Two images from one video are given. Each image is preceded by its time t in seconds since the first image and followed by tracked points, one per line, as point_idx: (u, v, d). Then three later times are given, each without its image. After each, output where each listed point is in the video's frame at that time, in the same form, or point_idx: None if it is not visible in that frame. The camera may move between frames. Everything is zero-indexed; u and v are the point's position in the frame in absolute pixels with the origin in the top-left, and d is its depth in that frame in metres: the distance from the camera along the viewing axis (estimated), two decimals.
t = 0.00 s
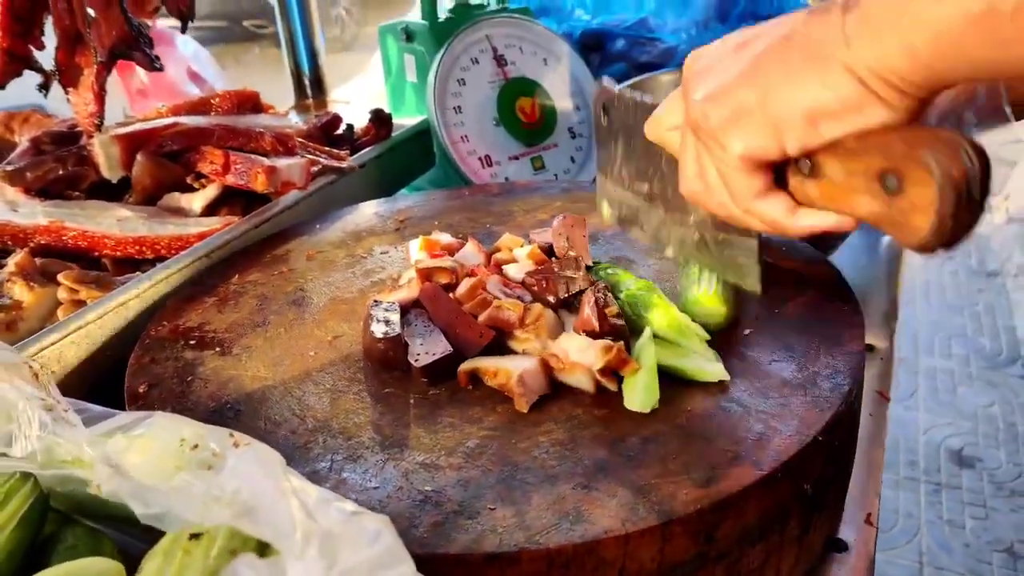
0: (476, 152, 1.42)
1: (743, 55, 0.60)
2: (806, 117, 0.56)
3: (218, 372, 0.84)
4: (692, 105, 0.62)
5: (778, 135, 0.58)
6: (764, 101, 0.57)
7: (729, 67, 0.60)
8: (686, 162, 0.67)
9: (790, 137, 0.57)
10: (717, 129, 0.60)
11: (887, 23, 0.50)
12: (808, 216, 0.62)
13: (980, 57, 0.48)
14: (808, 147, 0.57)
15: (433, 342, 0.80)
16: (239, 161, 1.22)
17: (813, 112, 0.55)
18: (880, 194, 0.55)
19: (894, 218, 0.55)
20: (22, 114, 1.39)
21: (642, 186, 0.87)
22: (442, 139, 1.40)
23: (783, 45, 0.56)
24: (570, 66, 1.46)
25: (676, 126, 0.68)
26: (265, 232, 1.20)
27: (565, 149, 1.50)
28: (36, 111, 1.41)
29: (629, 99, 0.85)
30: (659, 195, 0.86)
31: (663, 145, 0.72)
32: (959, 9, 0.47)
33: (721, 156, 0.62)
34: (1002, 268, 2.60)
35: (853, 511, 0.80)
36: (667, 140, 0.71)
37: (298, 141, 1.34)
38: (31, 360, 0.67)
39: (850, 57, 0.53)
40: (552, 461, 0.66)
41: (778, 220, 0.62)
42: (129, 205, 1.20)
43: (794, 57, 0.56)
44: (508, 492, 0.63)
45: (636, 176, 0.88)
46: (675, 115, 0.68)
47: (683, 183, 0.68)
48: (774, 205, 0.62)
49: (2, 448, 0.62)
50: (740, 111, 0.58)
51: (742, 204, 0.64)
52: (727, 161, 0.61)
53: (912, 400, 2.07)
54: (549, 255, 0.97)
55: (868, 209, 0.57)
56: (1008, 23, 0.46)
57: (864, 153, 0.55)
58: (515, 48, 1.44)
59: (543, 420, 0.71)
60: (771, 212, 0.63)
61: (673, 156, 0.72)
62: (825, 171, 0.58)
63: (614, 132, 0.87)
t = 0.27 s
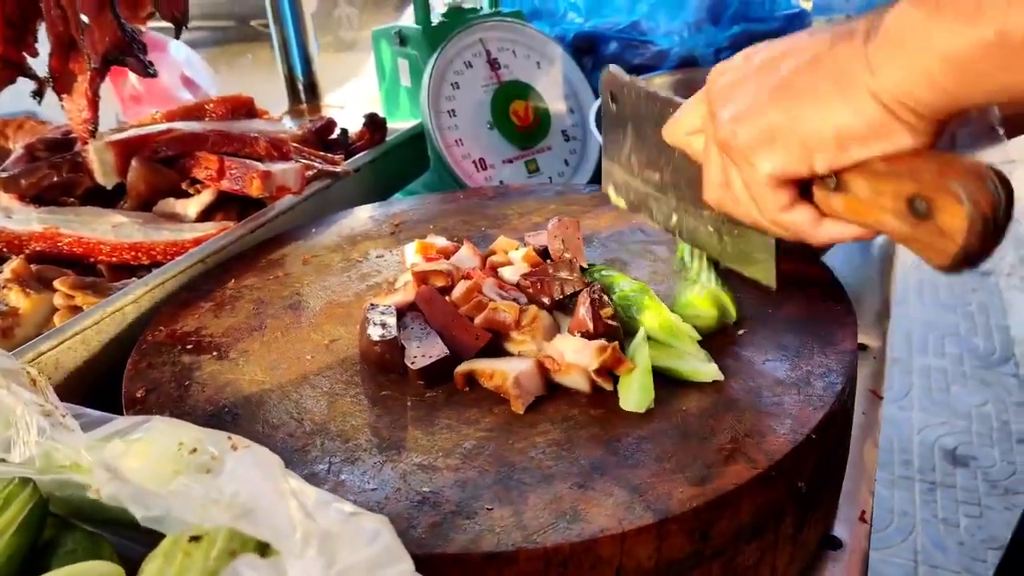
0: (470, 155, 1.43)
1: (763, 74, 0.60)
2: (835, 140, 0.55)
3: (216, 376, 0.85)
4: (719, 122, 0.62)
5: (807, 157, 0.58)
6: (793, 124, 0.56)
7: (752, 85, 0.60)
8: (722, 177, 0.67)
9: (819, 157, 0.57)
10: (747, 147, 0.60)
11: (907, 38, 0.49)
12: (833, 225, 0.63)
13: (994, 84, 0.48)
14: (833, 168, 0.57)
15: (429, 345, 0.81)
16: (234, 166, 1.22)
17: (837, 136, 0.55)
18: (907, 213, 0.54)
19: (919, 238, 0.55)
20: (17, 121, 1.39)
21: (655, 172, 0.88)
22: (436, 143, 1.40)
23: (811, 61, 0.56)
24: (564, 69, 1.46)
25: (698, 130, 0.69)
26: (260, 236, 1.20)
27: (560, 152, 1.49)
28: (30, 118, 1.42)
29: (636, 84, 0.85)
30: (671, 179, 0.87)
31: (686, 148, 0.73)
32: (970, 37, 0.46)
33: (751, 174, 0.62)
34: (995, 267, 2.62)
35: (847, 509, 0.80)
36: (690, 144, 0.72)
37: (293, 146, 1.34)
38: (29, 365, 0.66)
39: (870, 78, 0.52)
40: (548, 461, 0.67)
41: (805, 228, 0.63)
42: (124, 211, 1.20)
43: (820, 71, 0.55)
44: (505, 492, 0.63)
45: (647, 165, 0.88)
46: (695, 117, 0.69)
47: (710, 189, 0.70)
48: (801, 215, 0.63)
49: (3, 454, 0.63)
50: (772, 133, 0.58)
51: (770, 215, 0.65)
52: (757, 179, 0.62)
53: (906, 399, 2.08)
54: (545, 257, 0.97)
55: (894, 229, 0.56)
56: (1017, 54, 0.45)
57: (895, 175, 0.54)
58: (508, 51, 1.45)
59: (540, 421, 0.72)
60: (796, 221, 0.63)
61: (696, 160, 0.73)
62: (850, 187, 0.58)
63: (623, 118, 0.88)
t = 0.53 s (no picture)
0: (467, 155, 1.43)
1: (781, 125, 0.61)
2: (858, 186, 0.56)
3: (213, 375, 0.85)
4: (740, 167, 0.62)
5: (830, 201, 0.58)
6: (817, 170, 0.57)
7: (772, 132, 0.61)
8: (740, 220, 0.67)
9: (843, 201, 0.58)
10: (770, 191, 0.61)
11: (920, 91, 0.51)
12: (853, 260, 0.64)
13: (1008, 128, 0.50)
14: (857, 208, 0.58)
15: (426, 344, 0.81)
16: (231, 165, 1.22)
17: (863, 183, 0.56)
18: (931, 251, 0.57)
19: (944, 273, 0.58)
20: (12, 120, 1.39)
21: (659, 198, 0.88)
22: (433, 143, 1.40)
23: (830, 106, 0.57)
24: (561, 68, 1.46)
25: (711, 166, 0.68)
26: (257, 236, 1.20)
27: (556, 153, 1.50)
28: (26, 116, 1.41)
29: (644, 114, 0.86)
30: (678, 209, 0.87)
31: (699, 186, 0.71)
32: (981, 87, 0.49)
33: (773, 215, 0.62)
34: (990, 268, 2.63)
35: (842, 506, 0.81)
36: (704, 181, 0.70)
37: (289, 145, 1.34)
38: (27, 363, 0.65)
39: (888, 128, 0.53)
40: (545, 459, 0.67)
41: (828, 265, 0.64)
42: (120, 210, 1.20)
43: (840, 118, 0.56)
44: (502, 489, 0.63)
45: (652, 191, 0.88)
46: (705, 154, 0.68)
47: (730, 226, 0.68)
48: (823, 254, 0.64)
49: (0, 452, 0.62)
50: (797, 177, 0.59)
51: (794, 254, 0.65)
52: (779, 220, 0.62)
53: (901, 400, 2.09)
54: (542, 256, 0.97)
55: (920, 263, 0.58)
56: None
57: (918, 216, 0.56)
58: (505, 52, 1.45)
59: (537, 419, 0.72)
60: (818, 259, 0.64)
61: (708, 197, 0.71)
62: (874, 225, 0.60)
63: (628, 148, 0.89)
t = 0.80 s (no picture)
0: (462, 150, 1.42)
1: (782, 142, 0.69)
2: (854, 203, 0.64)
3: (206, 368, 0.84)
4: (742, 184, 0.71)
5: (827, 216, 0.67)
6: (816, 186, 0.65)
7: (774, 150, 0.69)
8: (744, 227, 0.76)
9: (840, 213, 0.66)
10: (774, 206, 0.69)
11: (905, 117, 0.59)
12: (853, 268, 0.72)
13: (980, 150, 0.57)
14: (854, 221, 0.66)
15: (421, 337, 0.81)
16: (224, 159, 1.22)
17: (858, 200, 0.64)
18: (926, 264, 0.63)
19: (936, 285, 0.63)
20: (5, 113, 1.38)
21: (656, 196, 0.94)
22: (428, 138, 1.40)
23: (826, 127, 0.65)
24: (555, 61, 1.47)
25: (707, 179, 0.78)
26: (251, 230, 1.19)
27: (551, 148, 1.50)
28: (18, 109, 1.41)
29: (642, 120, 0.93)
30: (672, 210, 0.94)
31: (699, 195, 0.80)
32: (961, 111, 0.55)
33: (777, 229, 0.71)
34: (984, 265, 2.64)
35: (834, 500, 0.81)
36: (701, 190, 0.79)
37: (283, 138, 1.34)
38: (18, 355, 0.65)
39: (877, 149, 0.61)
40: (539, 451, 0.67)
41: (826, 272, 0.73)
42: (114, 203, 1.19)
43: (835, 141, 0.64)
44: (495, 481, 0.63)
45: (647, 195, 0.96)
46: (703, 166, 0.77)
47: (729, 235, 0.79)
48: (821, 262, 0.73)
49: None
50: (795, 192, 0.67)
51: (795, 262, 0.74)
52: (782, 232, 0.70)
53: (894, 396, 2.09)
54: (537, 250, 0.97)
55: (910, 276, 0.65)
56: (999, 127, 0.55)
57: (914, 231, 0.63)
58: (499, 46, 1.45)
59: (530, 411, 0.72)
60: (818, 266, 0.73)
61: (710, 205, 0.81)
62: (869, 236, 0.67)
63: (623, 152, 0.97)
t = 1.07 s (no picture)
0: (456, 145, 1.42)
1: (751, 113, 0.69)
2: (822, 163, 0.64)
3: (199, 364, 0.84)
4: (717, 154, 0.71)
5: (799, 177, 0.67)
6: (785, 151, 0.66)
7: (743, 121, 0.69)
8: (719, 200, 0.76)
9: (811, 176, 0.66)
10: (748, 173, 0.69)
11: (872, 80, 0.58)
12: (828, 228, 0.72)
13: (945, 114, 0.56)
14: (825, 182, 0.66)
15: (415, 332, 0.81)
16: (217, 154, 1.21)
17: (827, 161, 0.64)
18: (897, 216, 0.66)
19: (907, 233, 0.67)
20: None
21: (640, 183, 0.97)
22: (423, 133, 1.40)
23: (792, 94, 0.65)
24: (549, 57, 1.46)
25: (685, 155, 0.77)
26: (246, 225, 1.19)
27: (546, 143, 1.50)
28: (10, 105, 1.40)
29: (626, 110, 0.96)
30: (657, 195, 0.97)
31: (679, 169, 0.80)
32: (926, 74, 0.55)
33: (751, 195, 0.71)
34: (978, 262, 2.64)
35: (828, 494, 0.81)
36: (681, 167, 0.79)
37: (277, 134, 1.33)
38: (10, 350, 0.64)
39: (844, 112, 0.60)
40: (533, 445, 0.67)
41: (803, 234, 0.73)
42: (106, 200, 1.19)
43: (801, 107, 0.64)
44: (489, 476, 0.63)
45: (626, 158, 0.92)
46: (679, 142, 0.77)
47: (709, 206, 0.78)
48: (799, 225, 0.72)
49: None
50: (766, 159, 0.67)
51: (772, 227, 0.74)
52: (757, 198, 0.71)
53: (888, 392, 2.10)
54: (531, 246, 0.97)
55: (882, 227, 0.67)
56: (964, 89, 0.54)
57: (880, 185, 0.65)
58: (494, 41, 1.44)
59: (524, 406, 0.72)
60: (795, 228, 0.73)
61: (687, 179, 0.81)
62: (842, 195, 0.67)
63: (605, 142, 0.99)
